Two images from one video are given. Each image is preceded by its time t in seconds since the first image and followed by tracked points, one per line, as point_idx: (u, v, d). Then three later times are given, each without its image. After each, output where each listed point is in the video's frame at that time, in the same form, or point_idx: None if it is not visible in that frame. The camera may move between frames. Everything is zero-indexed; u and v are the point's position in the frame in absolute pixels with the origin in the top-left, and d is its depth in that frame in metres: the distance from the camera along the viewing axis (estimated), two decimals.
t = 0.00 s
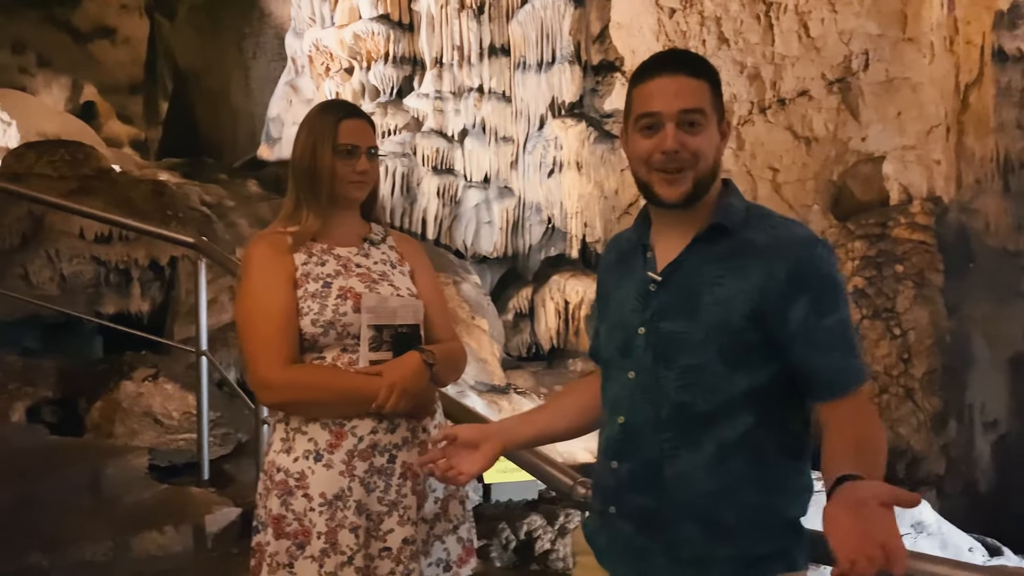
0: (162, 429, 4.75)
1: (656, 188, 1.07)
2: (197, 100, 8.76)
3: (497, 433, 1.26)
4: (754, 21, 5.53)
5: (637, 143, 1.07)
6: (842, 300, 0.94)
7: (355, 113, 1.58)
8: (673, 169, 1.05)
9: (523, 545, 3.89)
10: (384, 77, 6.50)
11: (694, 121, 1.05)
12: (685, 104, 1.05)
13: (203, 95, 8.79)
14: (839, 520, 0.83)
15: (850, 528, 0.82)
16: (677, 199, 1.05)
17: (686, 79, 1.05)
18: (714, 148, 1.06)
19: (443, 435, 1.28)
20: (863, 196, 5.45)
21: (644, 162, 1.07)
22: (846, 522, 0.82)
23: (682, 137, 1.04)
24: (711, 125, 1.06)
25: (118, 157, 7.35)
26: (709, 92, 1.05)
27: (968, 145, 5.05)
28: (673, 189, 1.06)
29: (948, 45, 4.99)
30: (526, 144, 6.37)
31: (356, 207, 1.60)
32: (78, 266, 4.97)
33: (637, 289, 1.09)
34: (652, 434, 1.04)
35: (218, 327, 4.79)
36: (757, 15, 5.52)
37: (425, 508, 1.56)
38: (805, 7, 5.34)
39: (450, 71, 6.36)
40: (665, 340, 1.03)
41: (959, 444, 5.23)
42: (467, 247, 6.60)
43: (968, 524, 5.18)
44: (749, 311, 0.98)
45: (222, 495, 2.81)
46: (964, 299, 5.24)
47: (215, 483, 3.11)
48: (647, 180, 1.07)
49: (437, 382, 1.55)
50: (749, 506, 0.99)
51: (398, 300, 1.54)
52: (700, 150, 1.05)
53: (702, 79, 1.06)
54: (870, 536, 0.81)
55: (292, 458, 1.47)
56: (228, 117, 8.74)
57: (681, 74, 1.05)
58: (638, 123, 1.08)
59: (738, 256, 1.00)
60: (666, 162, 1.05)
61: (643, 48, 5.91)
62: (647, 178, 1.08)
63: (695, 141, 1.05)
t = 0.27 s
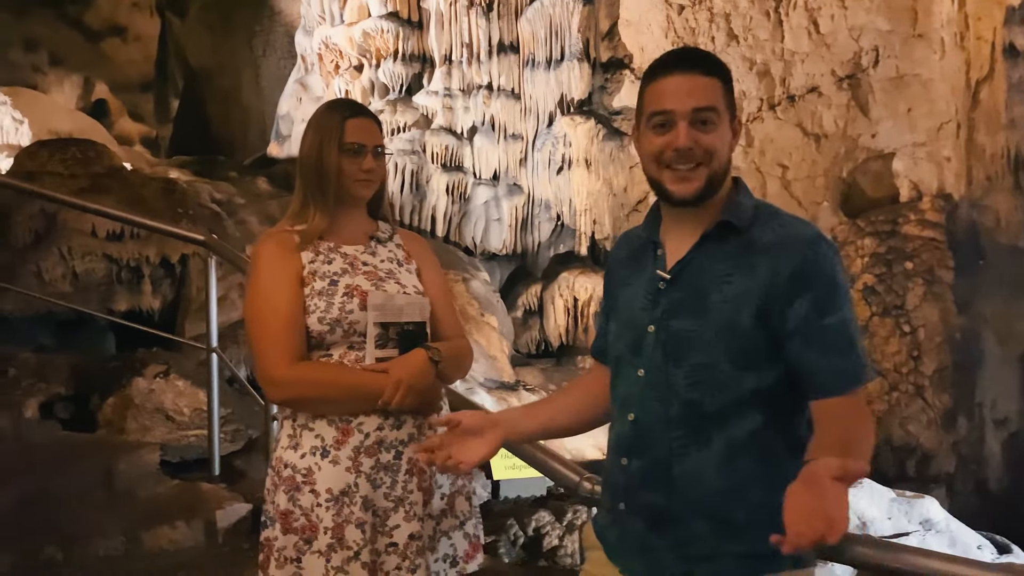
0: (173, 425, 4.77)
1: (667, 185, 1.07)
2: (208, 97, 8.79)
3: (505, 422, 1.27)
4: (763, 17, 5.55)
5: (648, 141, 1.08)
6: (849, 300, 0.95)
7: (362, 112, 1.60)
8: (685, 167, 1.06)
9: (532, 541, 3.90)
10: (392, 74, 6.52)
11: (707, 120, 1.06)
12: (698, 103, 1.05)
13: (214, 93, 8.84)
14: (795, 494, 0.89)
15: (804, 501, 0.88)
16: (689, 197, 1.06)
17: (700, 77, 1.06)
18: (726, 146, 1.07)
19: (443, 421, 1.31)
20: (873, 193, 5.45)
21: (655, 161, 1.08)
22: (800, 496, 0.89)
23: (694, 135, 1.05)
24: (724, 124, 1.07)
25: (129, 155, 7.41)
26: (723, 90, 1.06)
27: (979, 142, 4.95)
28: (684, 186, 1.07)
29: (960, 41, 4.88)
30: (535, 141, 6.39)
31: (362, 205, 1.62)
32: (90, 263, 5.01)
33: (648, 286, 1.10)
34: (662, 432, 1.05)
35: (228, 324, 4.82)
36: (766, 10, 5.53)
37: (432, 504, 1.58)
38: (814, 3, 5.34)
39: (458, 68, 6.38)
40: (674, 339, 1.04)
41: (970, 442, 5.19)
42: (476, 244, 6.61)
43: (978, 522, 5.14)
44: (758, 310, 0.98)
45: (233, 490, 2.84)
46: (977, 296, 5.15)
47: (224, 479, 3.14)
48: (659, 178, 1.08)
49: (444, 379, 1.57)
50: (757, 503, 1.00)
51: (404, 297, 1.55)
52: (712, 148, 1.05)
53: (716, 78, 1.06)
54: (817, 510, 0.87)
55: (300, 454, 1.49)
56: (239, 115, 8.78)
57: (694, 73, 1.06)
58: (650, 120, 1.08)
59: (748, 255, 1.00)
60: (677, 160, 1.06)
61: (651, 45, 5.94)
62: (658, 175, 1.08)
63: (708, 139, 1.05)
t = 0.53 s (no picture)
0: (182, 420, 4.78)
1: (668, 177, 1.09)
2: (215, 94, 8.77)
3: (513, 411, 1.27)
4: (768, 13, 5.48)
5: (649, 131, 1.09)
6: (851, 294, 0.96)
7: (364, 108, 1.61)
8: (685, 157, 1.07)
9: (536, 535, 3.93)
10: (398, 70, 6.52)
11: (707, 110, 1.07)
12: (700, 94, 1.06)
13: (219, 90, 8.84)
14: (815, 481, 0.91)
15: (826, 487, 0.90)
16: (689, 188, 1.07)
17: (700, 68, 1.07)
18: (726, 137, 1.08)
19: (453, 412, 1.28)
20: (879, 188, 5.42)
21: (656, 150, 1.08)
22: (823, 482, 0.90)
23: (694, 125, 1.06)
24: (724, 114, 1.07)
25: (135, 152, 7.42)
26: (724, 82, 1.07)
27: (985, 137, 5.01)
28: (683, 177, 1.08)
29: (965, 37, 4.94)
30: (540, 137, 6.40)
31: (366, 201, 1.64)
32: (98, 259, 5.04)
33: (649, 282, 1.11)
34: (667, 427, 1.06)
35: (235, 320, 4.85)
36: (772, 7, 5.46)
37: (435, 497, 1.59)
38: None
39: (464, 64, 6.38)
40: (679, 335, 1.05)
41: (975, 437, 5.21)
42: (482, 240, 6.62)
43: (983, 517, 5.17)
44: (762, 305, 0.99)
45: (240, 484, 2.87)
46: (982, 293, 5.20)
47: (232, 473, 3.17)
48: (660, 170, 1.09)
49: (446, 373, 1.58)
50: (763, 497, 1.00)
51: (407, 293, 1.56)
52: (712, 138, 1.06)
53: (715, 70, 1.07)
54: (841, 494, 0.89)
55: (304, 446, 1.51)
56: (244, 113, 8.76)
57: (696, 64, 1.07)
58: (651, 111, 1.09)
59: (750, 250, 1.01)
60: (677, 151, 1.07)
61: (657, 41, 5.89)
62: (659, 167, 1.09)
63: (708, 129, 1.06)
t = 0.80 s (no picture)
0: (186, 414, 4.88)
1: (671, 166, 1.10)
2: (217, 89, 8.77)
3: (516, 408, 1.29)
4: (771, 8, 5.47)
5: (652, 120, 1.10)
6: (851, 285, 0.97)
7: (367, 103, 1.63)
8: (687, 146, 1.08)
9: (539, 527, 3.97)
10: (400, 66, 6.51)
11: (709, 99, 1.08)
12: (701, 83, 1.08)
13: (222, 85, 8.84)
14: (804, 467, 0.92)
15: (812, 474, 0.91)
16: (691, 176, 1.09)
17: (702, 57, 1.08)
18: (728, 127, 1.09)
19: (453, 404, 1.34)
20: (882, 183, 5.35)
21: (658, 138, 1.10)
22: (813, 468, 0.91)
23: (697, 113, 1.07)
24: (725, 103, 1.09)
25: (140, 148, 7.45)
26: (725, 71, 1.09)
27: (988, 132, 5.07)
28: (686, 165, 1.09)
29: (967, 32, 4.99)
30: (543, 132, 6.41)
31: (368, 195, 1.65)
32: (103, 254, 5.05)
33: (651, 275, 1.12)
34: (671, 418, 1.07)
35: (240, 314, 4.88)
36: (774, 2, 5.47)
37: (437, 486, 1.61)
38: None
39: (466, 60, 6.37)
40: (682, 327, 1.06)
41: (975, 432, 5.24)
42: (485, 235, 6.73)
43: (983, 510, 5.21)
44: (763, 297, 1.00)
45: (246, 477, 2.90)
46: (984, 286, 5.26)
47: (237, 466, 3.19)
48: (663, 158, 1.10)
49: (447, 364, 1.60)
50: (765, 486, 1.01)
51: (409, 285, 1.58)
52: (715, 126, 1.07)
53: (717, 60, 1.09)
54: (830, 482, 0.89)
55: (307, 437, 1.53)
56: (247, 109, 8.70)
57: (697, 53, 1.08)
58: (654, 100, 1.11)
59: (752, 243, 1.02)
60: (680, 139, 1.08)
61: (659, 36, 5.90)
62: (662, 156, 1.11)
63: (710, 117, 1.07)
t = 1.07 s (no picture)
0: (187, 409, 4.91)
1: (672, 159, 1.10)
2: (217, 86, 8.88)
3: (509, 397, 1.27)
4: (771, 4, 5.45)
5: (654, 113, 1.11)
6: (849, 279, 0.99)
7: (366, 99, 1.63)
8: (688, 138, 1.09)
9: (540, 522, 4.00)
10: (401, 62, 6.53)
11: (710, 92, 1.09)
12: (702, 76, 1.09)
13: (223, 82, 8.88)
14: (806, 447, 0.91)
15: (813, 453, 0.90)
16: (692, 169, 1.09)
17: (703, 51, 1.09)
18: (728, 120, 1.10)
19: (448, 393, 1.27)
20: (881, 180, 5.48)
21: (660, 131, 1.10)
22: (813, 449, 0.90)
23: (697, 107, 1.08)
24: (726, 97, 1.10)
25: (140, 144, 7.45)
26: (726, 66, 1.10)
27: (987, 129, 5.00)
28: (688, 157, 1.10)
29: (966, 28, 4.96)
30: (543, 129, 6.43)
31: (368, 190, 1.66)
32: (104, 251, 5.07)
33: (650, 268, 1.12)
34: (671, 410, 1.07)
35: (241, 311, 4.89)
36: None
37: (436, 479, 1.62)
38: None
39: (466, 56, 6.35)
40: (682, 320, 1.07)
41: (975, 427, 5.23)
42: (485, 232, 6.71)
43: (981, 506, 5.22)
44: (764, 290, 1.01)
45: (248, 472, 2.91)
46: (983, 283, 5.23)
47: (238, 460, 3.21)
48: (665, 151, 1.11)
49: (446, 358, 1.60)
50: (766, 476, 1.03)
51: (408, 279, 1.59)
52: (716, 120, 1.08)
53: (717, 54, 1.10)
54: (832, 460, 0.89)
55: (307, 430, 1.54)
56: (248, 107, 8.81)
57: (699, 47, 1.09)
58: (656, 94, 1.11)
59: (752, 236, 1.03)
60: (681, 132, 1.09)
61: (659, 33, 5.83)
62: (664, 149, 1.11)
63: (711, 111, 1.08)
